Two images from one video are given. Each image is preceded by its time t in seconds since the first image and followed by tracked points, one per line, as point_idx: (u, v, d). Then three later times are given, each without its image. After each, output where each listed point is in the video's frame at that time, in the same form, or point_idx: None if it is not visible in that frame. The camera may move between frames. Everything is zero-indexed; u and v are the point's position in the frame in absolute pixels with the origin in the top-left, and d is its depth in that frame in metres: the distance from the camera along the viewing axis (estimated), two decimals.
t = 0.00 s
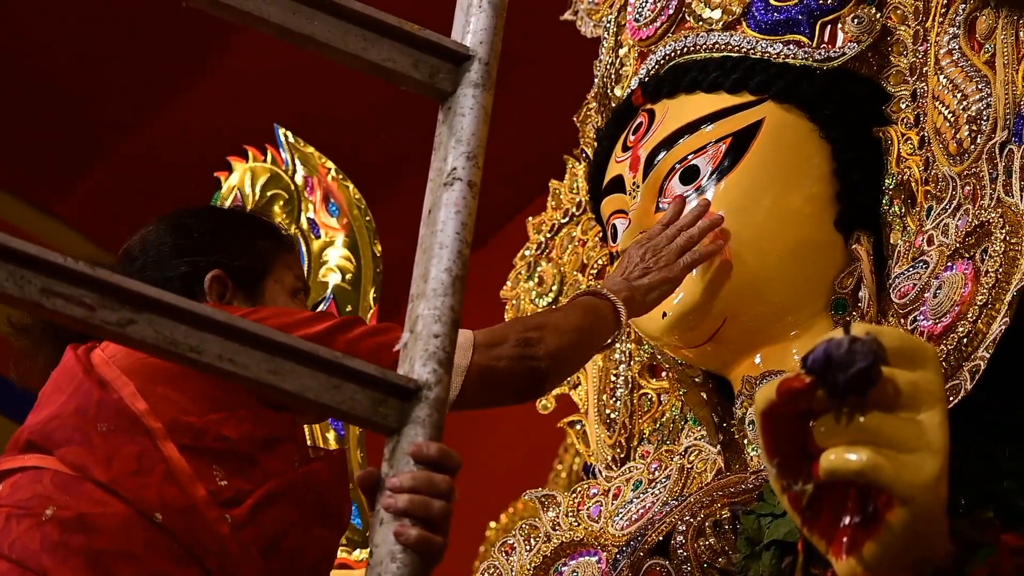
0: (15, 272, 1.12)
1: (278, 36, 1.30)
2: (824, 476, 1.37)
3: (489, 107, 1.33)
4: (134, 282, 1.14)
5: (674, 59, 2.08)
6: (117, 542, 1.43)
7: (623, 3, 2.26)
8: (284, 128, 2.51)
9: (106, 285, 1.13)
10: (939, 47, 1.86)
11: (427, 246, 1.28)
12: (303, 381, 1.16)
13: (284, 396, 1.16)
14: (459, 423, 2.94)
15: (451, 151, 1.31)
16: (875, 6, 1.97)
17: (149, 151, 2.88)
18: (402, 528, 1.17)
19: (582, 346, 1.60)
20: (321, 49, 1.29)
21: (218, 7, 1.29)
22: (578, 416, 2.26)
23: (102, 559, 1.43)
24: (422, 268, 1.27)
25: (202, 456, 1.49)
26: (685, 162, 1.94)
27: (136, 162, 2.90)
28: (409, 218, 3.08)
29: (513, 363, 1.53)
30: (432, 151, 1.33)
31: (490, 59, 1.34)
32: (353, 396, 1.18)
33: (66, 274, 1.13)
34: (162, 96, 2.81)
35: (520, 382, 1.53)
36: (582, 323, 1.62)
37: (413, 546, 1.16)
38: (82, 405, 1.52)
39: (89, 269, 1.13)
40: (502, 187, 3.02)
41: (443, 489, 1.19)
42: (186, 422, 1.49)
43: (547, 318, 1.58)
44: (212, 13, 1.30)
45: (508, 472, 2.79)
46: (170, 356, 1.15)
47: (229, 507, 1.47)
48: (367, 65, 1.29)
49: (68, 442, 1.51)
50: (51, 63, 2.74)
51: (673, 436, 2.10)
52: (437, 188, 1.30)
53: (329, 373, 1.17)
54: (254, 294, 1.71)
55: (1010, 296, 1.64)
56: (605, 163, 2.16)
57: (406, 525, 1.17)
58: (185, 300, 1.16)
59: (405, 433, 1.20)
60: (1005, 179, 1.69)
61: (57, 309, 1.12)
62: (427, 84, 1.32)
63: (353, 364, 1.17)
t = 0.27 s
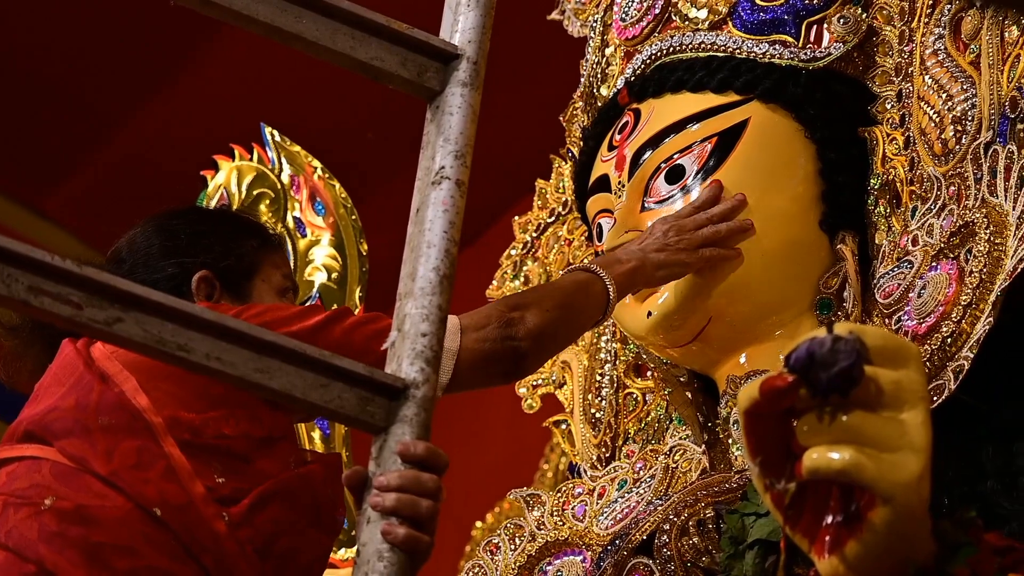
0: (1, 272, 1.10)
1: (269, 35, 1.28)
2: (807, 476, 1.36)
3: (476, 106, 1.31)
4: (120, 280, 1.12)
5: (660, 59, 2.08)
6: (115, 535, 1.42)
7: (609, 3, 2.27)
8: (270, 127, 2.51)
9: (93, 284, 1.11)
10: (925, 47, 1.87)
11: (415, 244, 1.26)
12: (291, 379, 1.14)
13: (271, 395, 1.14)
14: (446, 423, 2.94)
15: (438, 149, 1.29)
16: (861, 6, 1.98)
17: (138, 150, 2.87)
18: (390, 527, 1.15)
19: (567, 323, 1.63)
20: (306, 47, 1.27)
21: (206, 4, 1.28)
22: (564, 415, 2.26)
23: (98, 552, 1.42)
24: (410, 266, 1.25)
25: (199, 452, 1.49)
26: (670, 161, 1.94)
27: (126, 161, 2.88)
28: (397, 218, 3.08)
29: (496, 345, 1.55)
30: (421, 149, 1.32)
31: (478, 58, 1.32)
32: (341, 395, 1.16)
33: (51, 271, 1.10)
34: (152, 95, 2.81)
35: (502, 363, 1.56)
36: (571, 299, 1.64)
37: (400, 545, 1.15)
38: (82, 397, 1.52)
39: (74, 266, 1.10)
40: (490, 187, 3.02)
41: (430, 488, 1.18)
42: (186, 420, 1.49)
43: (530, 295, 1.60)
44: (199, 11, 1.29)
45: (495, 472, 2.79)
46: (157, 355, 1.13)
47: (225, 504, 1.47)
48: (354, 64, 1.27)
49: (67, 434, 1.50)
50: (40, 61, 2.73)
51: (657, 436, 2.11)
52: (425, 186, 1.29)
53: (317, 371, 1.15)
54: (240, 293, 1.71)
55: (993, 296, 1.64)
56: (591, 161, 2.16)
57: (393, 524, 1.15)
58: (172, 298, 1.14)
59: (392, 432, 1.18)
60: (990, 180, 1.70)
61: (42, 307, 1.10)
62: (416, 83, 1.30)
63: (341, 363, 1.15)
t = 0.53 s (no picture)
0: None
1: (261, 37, 1.28)
2: (798, 479, 1.36)
3: (468, 108, 1.30)
4: (111, 281, 1.11)
5: (652, 62, 2.09)
6: (99, 539, 1.43)
7: (603, 4, 2.27)
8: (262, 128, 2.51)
9: (83, 285, 1.10)
10: (917, 49, 1.87)
11: (407, 246, 1.26)
12: (282, 381, 1.14)
13: (262, 397, 1.14)
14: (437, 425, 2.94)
15: (429, 151, 1.29)
16: (853, 8, 1.98)
17: (131, 150, 2.87)
18: (380, 529, 1.15)
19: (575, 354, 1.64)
20: (299, 49, 1.27)
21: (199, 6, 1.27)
22: (556, 418, 2.26)
23: (84, 556, 1.43)
24: (402, 268, 1.25)
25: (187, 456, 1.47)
26: (663, 163, 1.94)
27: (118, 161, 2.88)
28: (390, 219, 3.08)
29: (503, 364, 1.56)
30: (413, 151, 1.32)
31: (470, 59, 1.32)
32: (331, 397, 1.15)
33: (43, 273, 1.10)
34: (144, 95, 2.81)
35: (508, 383, 1.56)
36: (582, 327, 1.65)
37: (391, 548, 1.15)
38: (69, 402, 1.52)
39: (65, 268, 1.10)
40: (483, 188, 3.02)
41: (421, 491, 1.18)
42: (172, 422, 1.48)
43: (541, 319, 1.62)
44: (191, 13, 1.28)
45: (487, 474, 2.79)
46: (147, 356, 1.13)
47: (213, 507, 1.46)
48: (345, 66, 1.27)
49: (54, 440, 1.50)
50: (31, 61, 2.73)
51: (650, 438, 2.11)
52: (417, 189, 1.28)
53: (308, 373, 1.15)
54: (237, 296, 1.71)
55: (985, 299, 1.64)
56: (584, 163, 2.16)
57: (384, 527, 1.15)
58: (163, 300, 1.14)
59: (383, 434, 1.18)
60: (982, 182, 1.69)
61: (33, 308, 1.09)
62: (407, 84, 1.30)
63: (332, 365, 1.15)
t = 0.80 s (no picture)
0: None
1: (254, 47, 1.27)
2: (790, 489, 1.36)
3: (460, 117, 1.30)
4: (102, 290, 1.11)
5: (644, 71, 2.09)
6: (93, 552, 1.42)
7: (596, 13, 2.27)
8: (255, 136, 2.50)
9: (74, 293, 1.10)
10: (910, 59, 1.87)
11: (398, 256, 1.25)
12: (273, 391, 1.14)
13: (253, 406, 1.14)
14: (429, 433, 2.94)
15: (421, 160, 1.29)
16: (846, 18, 1.98)
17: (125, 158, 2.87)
18: (371, 539, 1.15)
19: (582, 337, 1.59)
20: (293, 59, 1.27)
21: (192, 16, 1.26)
22: (549, 427, 2.26)
23: (78, 570, 1.42)
24: (393, 278, 1.24)
25: (183, 468, 1.47)
26: (656, 172, 1.94)
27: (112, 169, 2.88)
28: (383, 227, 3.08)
29: (506, 360, 1.52)
30: (405, 161, 1.32)
31: (461, 69, 1.31)
32: (322, 407, 1.15)
33: (34, 281, 1.10)
34: (137, 103, 2.81)
35: (513, 380, 1.53)
36: (589, 307, 1.60)
37: (381, 558, 1.14)
38: (65, 414, 1.51)
39: (57, 276, 1.10)
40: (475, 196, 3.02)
41: (412, 500, 1.17)
42: (169, 436, 1.47)
43: (544, 309, 1.57)
44: (185, 23, 1.27)
45: (480, 482, 2.79)
46: (138, 366, 1.12)
47: (210, 521, 1.46)
48: (338, 75, 1.27)
49: (49, 452, 1.50)
50: (25, 68, 2.73)
51: (642, 447, 2.10)
52: (408, 199, 1.28)
53: (299, 382, 1.14)
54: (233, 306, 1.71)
55: (977, 310, 1.64)
56: (576, 172, 2.16)
57: (374, 536, 1.15)
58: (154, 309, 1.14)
59: (374, 444, 1.17)
60: (975, 193, 1.69)
61: (24, 316, 1.09)
62: (398, 94, 1.30)
63: (323, 375, 1.14)
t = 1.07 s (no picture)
0: None
1: (251, 48, 1.27)
2: (785, 492, 1.35)
3: (457, 120, 1.30)
4: (99, 291, 1.11)
5: (641, 74, 2.09)
6: (96, 551, 1.42)
7: (592, 16, 2.27)
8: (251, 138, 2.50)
9: (71, 294, 1.10)
10: (905, 63, 1.87)
11: (395, 257, 1.25)
12: (270, 393, 1.14)
13: (250, 408, 1.14)
14: (424, 436, 2.94)
15: (418, 162, 1.29)
16: (842, 21, 1.98)
17: (123, 159, 2.87)
18: (367, 541, 1.15)
19: (579, 332, 1.59)
20: (291, 60, 1.27)
21: (191, 18, 1.26)
22: (543, 429, 2.27)
23: (79, 568, 1.42)
24: (390, 279, 1.24)
25: (185, 470, 1.47)
26: (652, 174, 1.94)
27: (110, 170, 2.88)
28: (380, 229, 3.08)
29: (497, 354, 1.52)
30: (402, 162, 1.31)
31: (459, 71, 1.31)
32: (320, 409, 1.15)
33: (32, 282, 1.10)
34: (135, 105, 2.81)
35: (504, 372, 1.53)
36: (587, 302, 1.60)
37: (377, 559, 1.14)
38: (69, 413, 1.51)
39: (54, 277, 1.10)
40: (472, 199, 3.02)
41: (409, 502, 1.17)
42: (171, 436, 1.47)
43: (537, 303, 1.57)
44: (184, 24, 1.27)
45: (474, 485, 2.79)
46: (135, 367, 1.12)
47: (211, 522, 1.46)
48: (335, 77, 1.27)
49: (52, 450, 1.49)
50: (23, 69, 2.73)
51: (637, 450, 2.11)
52: (405, 201, 1.28)
53: (296, 384, 1.14)
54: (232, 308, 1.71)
55: (972, 313, 1.64)
56: (572, 174, 2.16)
57: (371, 538, 1.15)
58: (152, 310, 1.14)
59: (371, 445, 1.17)
60: (970, 197, 1.70)
61: (21, 317, 1.09)
62: (396, 96, 1.30)
63: (320, 377, 1.14)
